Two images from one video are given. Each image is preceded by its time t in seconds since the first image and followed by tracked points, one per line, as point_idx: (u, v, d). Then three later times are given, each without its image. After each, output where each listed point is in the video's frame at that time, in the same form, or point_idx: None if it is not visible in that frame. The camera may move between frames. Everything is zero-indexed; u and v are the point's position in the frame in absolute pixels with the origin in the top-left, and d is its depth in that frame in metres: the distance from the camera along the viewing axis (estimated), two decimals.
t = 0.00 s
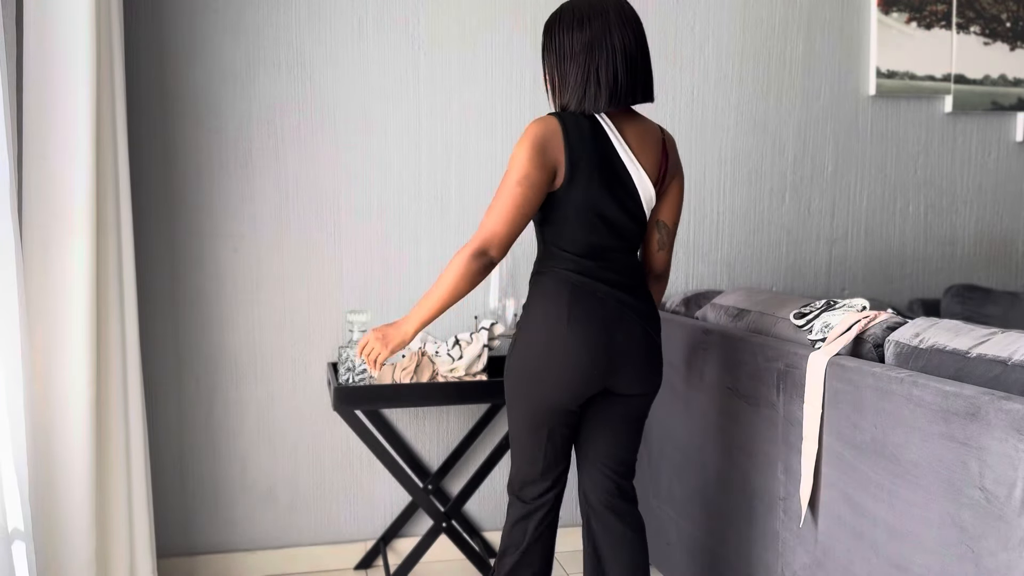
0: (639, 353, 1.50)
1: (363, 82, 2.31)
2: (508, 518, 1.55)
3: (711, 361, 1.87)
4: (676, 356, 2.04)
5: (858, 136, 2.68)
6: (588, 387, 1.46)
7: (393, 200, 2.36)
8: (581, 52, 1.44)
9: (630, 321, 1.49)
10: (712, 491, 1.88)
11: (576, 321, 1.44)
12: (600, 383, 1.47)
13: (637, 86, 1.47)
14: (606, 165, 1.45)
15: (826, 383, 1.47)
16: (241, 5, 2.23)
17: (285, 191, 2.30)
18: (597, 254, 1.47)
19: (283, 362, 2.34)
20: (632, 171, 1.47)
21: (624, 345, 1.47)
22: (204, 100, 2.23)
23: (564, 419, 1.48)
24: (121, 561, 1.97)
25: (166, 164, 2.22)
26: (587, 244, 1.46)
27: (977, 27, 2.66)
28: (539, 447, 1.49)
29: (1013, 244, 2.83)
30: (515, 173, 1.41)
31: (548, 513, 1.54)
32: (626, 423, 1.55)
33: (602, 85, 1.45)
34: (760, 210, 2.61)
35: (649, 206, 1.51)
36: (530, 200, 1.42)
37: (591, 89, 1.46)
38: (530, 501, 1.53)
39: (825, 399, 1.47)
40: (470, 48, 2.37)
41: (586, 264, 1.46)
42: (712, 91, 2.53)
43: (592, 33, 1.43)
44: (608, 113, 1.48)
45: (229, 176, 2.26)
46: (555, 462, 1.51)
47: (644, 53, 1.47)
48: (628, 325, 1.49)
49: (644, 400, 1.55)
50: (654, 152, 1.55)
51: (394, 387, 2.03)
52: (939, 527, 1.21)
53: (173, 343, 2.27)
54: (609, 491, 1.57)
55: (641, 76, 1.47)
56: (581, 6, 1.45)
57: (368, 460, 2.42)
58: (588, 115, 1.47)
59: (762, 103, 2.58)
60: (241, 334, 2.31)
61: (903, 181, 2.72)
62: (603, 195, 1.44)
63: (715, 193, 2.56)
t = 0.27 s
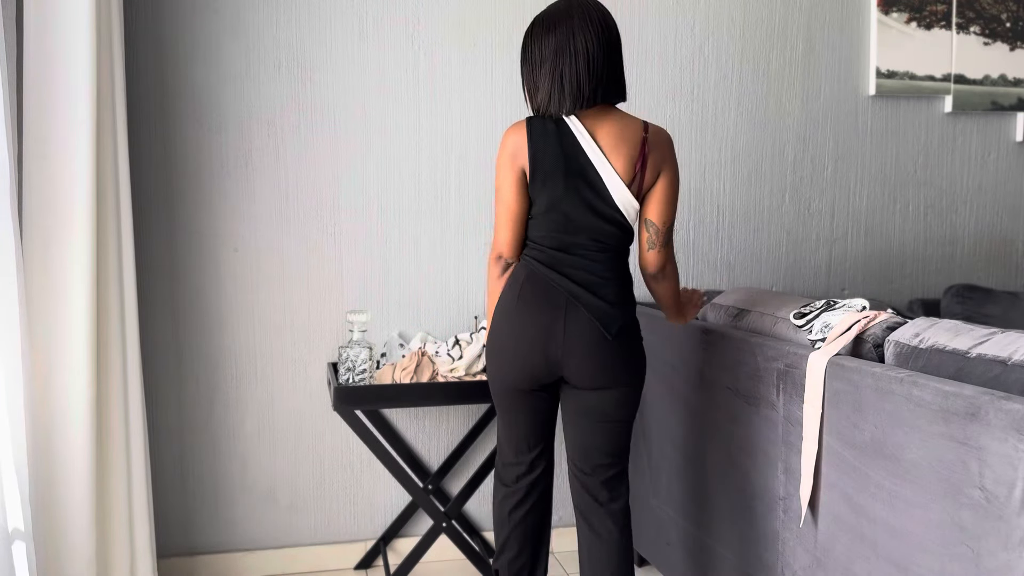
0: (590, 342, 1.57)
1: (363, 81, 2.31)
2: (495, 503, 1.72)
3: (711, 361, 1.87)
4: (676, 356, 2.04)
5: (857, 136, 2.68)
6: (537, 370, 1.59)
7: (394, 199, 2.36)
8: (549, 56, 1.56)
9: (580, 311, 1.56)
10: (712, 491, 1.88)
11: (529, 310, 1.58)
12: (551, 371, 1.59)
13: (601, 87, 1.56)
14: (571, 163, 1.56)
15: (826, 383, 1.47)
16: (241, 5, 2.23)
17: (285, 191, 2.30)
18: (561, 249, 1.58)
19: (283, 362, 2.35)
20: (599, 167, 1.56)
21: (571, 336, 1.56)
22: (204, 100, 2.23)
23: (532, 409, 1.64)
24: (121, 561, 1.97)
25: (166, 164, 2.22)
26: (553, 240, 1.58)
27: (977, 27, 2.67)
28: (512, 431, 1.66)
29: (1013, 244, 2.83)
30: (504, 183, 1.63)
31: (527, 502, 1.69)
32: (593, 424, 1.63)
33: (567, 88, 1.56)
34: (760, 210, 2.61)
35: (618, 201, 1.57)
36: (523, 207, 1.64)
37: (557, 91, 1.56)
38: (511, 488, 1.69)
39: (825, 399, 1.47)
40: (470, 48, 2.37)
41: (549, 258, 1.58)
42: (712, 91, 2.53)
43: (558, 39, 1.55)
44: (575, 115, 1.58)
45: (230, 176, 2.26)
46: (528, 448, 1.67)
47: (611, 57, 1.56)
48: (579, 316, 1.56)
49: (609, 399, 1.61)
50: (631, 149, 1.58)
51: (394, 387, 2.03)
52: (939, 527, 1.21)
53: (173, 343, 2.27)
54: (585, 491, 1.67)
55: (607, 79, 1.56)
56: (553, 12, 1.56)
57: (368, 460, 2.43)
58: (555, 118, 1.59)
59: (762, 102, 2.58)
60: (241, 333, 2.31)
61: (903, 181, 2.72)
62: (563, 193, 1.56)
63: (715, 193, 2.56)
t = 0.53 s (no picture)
0: (564, 340, 1.57)
1: (363, 81, 2.31)
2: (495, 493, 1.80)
3: (711, 361, 1.87)
4: (676, 356, 2.04)
5: (857, 136, 2.68)
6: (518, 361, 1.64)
7: (394, 199, 2.36)
8: (539, 61, 1.58)
9: (555, 308, 1.57)
10: (712, 491, 1.88)
11: (513, 305, 1.64)
12: (529, 366, 1.63)
13: (591, 90, 1.56)
14: (560, 164, 1.58)
15: (826, 383, 1.47)
16: (241, 5, 2.23)
17: (286, 192, 2.30)
18: (550, 248, 1.60)
19: (283, 362, 2.34)
20: (590, 169, 1.55)
21: (542, 333, 1.59)
22: (204, 100, 2.23)
23: (522, 404, 1.69)
24: (121, 561, 1.97)
25: (166, 164, 2.22)
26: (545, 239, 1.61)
27: (977, 27, 2.67)
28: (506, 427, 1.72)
29: (1013, 245, 2.83)
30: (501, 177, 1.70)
31: (517, 497, 1.73)
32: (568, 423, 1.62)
33: (557, 91, 1.57)
34: (760, 210, 2.61)
35: (611, 203, 1.56)
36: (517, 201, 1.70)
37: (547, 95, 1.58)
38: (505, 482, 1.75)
39: (825, 399, 1.47)
40: (470, 48, 2.37)
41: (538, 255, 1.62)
42: (713, 91, 2.52)
43: (547, 44, 1.56)
44: (568, 118, 1.59)
45: (230, 176, 2.26)
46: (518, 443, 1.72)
47: (600, 59, 1.56)
48: (555, 312, 1.58)
49: (582, 398, 1.60)
50: (623, 148, 1.56)
51: (394, 387, 2.03)
52: (939, 527, 1.21)
53: (173, 343, 2.27)
54: (565, 493, 1.67)
55: (598, 81, 1.56)
56: (544, 17, 1.58)
57: (368, 460, 2.43)
58: (549, 121, 1.61)
59: (762, 102, 2.58)
60: (241, 333, 2.31)
61: (903, 181, 2.72)
62: (552, 194, 1.58)
63: (715, 193, 2.56)
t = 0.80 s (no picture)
0: (563, 340, 1.57)
1: (363, 81, 2.31)
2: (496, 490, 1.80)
3: (711, 361, 1.87)
4: (676, 356, 2.04)
5: (857, 136, 2.68)
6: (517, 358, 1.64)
7: (394, 199, 2.36)
8: (538, 62, 1.58)
9: (554, 306, 1.58)
10: (712, 491, 1.88)
11: (513, 305, 1.64)
12: (529, 366, 1.64)
13: (590, 90, 1.56)
14: (560, 164, 1.58)
15: (826, 383, 1.47)
16: (241, 5, 2.23)
17: (286, 192, 2.30)
18: (550, 248, 1.61)
19: (283, 362, 2.34)
20: (588, 168, 1.56)
21: (542, 333, 1.59)
22: (203, 99, 2.23)
23: (524, 405, 1.69)
24: (121, 561, 1.97)
25: (166, 164, 2.22)
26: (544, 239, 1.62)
27: (977, 27, 2.67)
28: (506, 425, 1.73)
29: (1013, 244, 2.83)
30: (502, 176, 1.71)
31: (518, 498, 1.74)
32: (569, 423, 1.63)
33: (556, 91, 1.57)
34: (760, 209, 2.61)
35: (612, 203, 1.56)
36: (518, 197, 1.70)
37: (544, 96, 1.58)
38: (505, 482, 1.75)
39: (825, 399, 1.47)
40: (470, 48, 2.37)
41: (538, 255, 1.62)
42: (712, 91, 2.53)
43: (545, 45, 1.56)
44: (567, 118, 1.59)
45: (229, 175, 2.26)
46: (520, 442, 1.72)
47: (598, 59, 1.56)
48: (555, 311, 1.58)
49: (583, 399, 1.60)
50: (622, 148, 1.56)
51: (394, 387, 2.03)
52: (939, 527, 1.21)
53: (173, 342, 2.27)
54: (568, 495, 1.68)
55: (596, 81, 1.56)
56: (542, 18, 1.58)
57: (368, 460, 2.43)
58: (548, 121, 1.61)
59: (762, 102, 2.58)
60: (241, 333, 2.31)
61: (903, 180, 2.72)
62: (553, 194, 1.58)
63: (715, 193, 2.56)
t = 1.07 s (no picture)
0: (582, 339, 1.58)
1: (363, 81, 2.31)
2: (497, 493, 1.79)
3: (711, 360, 1.87)
4: (676, 356, 2.04)
5: (857, 136, 2.68)
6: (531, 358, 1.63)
7: (394, 199, 2.36)
8: (547, 60, 1.56)
9: (575, 307, 1.57)
10: (712, 491, 1.88)
11: (526, 308, 1.62)
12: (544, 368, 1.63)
13: (601, 89, 1.56)
14: (573, 163, 1.56)
15: (826, 382, 1.47)
16: (241, 5, 2.23)
17: (285, 192, 2.30)
18: (561, 247, 1.59)
19: (283, 362, 2.34)
20: (605, 168, 1.56)
21: (563, 332, 1.58)
22: (203, 99, 2.23)
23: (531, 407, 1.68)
24: (121, 561, 1.97)
25: (166, 163, 2.22)
26: (555, 239, 1.60)
27: (978, 27, 2.67)
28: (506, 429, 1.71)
29: (1013, 244, 2.83)
30: (501, 173, 1.61)
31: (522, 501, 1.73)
32: (581, 423, 1.63)
33: (566, 88, 1.55)
34: (760, 210, 2.61)
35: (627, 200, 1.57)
36: (517, 196, 1.61)
37: (556, 96, 1.56)
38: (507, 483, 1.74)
39: (825, 399, 1.47)
40: (470, 48, 2.37)
41: (548, 255, 1.60)
42: (713, 91, 2.52)
43: (553, 45, 1.55)
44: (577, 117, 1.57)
45: (229, 176, 2.26)
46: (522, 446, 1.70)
47: (608, 58, 1.56)
48: (572, 310, 1.58)
49: (595, 398, 1.61)
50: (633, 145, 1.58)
51: (394, 387, 2.03)
52: (939, 527, 1.21)
53: (173, 342, 2.27)
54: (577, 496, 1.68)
55: (606, 81, 1.56)
56: (546, 18, 1.57)
57: (368, 460, 2.43)
58: (556, 121, 1.58)
59: (762, 102, 2.58)
60: (241, 333, 2.31)
61: (903, 180, 2.72)
62: (566, 195, 1.56)
63: (714, 193, 2.56)
